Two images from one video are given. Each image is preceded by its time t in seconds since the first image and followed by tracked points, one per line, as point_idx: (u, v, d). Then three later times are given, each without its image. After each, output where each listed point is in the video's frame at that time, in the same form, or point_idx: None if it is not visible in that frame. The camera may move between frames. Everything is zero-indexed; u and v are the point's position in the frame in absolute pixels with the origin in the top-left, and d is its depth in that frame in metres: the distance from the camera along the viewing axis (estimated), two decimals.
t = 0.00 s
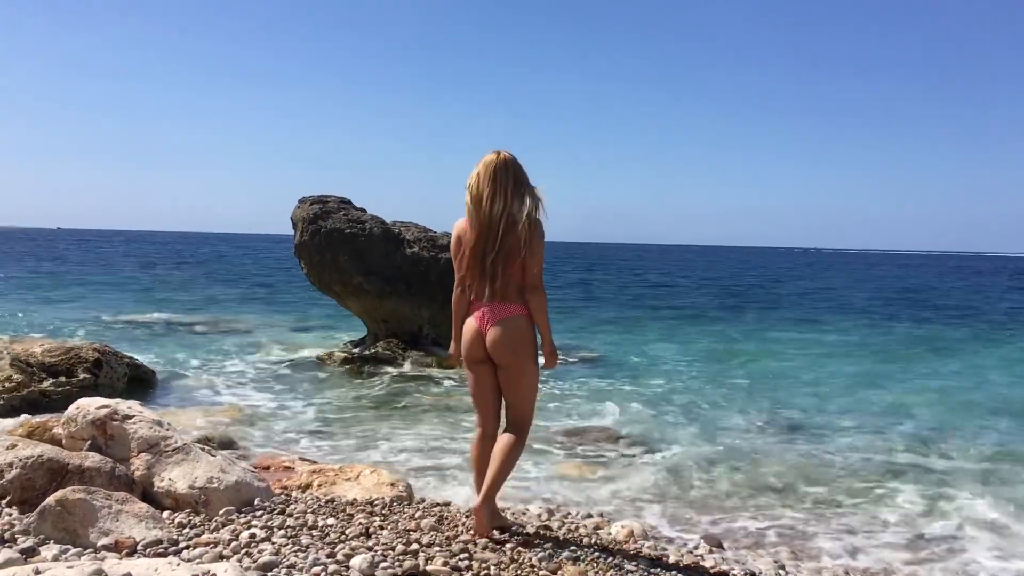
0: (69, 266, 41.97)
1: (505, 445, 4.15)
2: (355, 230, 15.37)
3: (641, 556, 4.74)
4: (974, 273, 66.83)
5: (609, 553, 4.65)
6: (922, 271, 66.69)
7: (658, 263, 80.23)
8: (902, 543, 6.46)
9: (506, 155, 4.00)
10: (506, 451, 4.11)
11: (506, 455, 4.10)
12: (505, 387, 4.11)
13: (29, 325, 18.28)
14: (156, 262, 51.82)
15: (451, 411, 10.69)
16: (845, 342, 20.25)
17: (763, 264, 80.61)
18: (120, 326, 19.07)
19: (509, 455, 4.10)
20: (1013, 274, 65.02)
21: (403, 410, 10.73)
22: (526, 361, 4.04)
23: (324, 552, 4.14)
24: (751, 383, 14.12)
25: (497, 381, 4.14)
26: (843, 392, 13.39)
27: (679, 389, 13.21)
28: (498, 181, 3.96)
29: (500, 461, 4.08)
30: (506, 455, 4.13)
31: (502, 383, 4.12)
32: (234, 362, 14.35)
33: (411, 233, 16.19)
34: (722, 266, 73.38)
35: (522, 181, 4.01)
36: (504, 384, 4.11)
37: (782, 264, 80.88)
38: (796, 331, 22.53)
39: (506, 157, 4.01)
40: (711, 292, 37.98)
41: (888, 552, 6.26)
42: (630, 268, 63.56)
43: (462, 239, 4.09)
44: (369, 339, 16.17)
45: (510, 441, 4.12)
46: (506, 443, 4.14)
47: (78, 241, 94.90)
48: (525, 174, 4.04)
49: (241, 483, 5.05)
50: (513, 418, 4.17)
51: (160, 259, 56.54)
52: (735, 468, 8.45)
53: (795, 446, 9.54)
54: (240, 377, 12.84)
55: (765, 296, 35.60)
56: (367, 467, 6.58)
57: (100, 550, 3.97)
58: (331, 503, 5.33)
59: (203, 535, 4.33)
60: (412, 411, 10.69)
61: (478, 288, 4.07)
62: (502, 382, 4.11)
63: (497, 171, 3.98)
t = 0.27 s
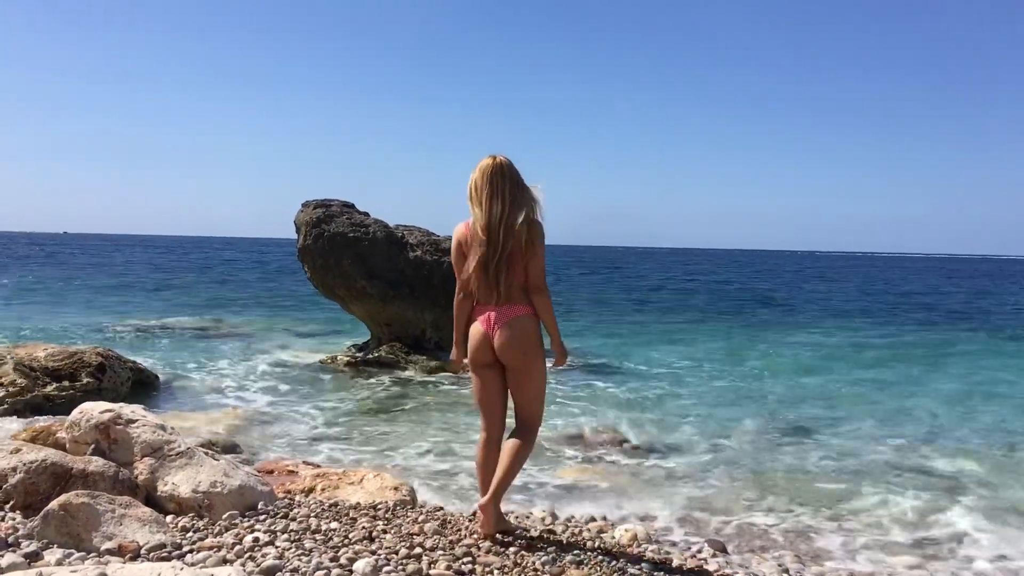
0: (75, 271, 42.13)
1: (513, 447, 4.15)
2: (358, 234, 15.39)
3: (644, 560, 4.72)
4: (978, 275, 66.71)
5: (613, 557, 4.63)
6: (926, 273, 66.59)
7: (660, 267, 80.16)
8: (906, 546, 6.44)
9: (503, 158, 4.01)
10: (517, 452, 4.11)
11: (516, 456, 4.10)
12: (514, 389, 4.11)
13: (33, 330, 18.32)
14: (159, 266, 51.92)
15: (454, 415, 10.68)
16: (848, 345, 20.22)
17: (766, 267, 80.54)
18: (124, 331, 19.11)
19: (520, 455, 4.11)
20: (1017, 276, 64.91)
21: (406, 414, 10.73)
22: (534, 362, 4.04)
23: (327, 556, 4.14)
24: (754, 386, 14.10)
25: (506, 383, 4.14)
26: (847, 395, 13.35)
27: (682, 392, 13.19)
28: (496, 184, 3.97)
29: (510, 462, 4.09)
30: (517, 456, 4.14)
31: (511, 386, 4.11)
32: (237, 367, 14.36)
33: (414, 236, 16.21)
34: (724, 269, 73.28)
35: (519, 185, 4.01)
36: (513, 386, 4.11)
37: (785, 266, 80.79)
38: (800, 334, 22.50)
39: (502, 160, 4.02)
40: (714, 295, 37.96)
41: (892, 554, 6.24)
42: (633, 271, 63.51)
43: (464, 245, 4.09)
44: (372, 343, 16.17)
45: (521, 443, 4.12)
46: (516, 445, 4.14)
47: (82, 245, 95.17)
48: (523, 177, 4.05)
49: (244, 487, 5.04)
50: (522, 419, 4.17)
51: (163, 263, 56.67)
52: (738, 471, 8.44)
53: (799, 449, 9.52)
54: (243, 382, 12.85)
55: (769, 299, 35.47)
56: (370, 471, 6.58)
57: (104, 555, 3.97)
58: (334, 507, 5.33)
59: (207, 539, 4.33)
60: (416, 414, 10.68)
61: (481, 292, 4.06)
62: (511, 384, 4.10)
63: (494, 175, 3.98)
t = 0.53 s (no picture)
0: (75, 274, 42.12)
1: (515, 450, 4.14)
2: (359, 237, 15.41)
3: (646, 562, 4.71)
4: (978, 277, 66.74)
5: (614, 560, 4.63)
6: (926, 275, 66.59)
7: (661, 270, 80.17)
8: (908, 547, 6.44)
9: (503, 161, 4.01)
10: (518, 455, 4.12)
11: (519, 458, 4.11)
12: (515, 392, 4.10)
13: (34, 333, 18.32)
14: (160, 270, 51.92)
15: (455, 417, 10.69)
16: (849, 347, 20.22)
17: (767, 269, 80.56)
18: (125, 334, 19.12)
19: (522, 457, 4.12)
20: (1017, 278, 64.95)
21: (406, 417, 10.73)
22: (536, 364, 4.05)
23: (328, 559, 4.13)
24: (755, 388, 14.10)
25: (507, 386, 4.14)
26: (847, 397, 13.35)
27: (683, 394, 13.19)
28: (497, 187, 3.97)
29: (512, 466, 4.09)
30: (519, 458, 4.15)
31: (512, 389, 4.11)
32: (238, 370, 14.36)
33: (414, 239, 16.22)
34: (725, 272, 73.28)
35: (520, 187, 4.02)
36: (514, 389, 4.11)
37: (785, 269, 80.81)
38: (800, 336, 22.49)
39: (502, 164, 4.03)
40: (714, 297, 37.97)
41: (894, 556, 6.24)
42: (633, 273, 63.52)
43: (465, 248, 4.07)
44: (373, 346, 16.16)
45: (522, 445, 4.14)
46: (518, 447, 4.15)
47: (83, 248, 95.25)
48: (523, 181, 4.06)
49: (245, 490, 5.05)
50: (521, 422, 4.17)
51: (164, 266, 56.72)
52: (739, 474, 8.43)
53: (800, 451, 9.51)
54: (244, 385, 12.85)
55: (769, 301, 35.47)
56: (371, 474, 6.57)
57: (104, 558, 3.96)
58: (335, 510, 5.33)
59: (208, 542, 4.32)
60: (416, 417, 10.69)
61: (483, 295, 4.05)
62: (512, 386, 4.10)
63: (495, 178, 3.98)
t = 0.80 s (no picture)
0: (74, 275, 42.10)
1: (512, 453, 4.14)
2: (358, 238, 15.42)
3: (643, 563, 4.71)
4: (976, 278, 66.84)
5: (612, 561, 4.63)
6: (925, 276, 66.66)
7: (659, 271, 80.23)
8: (906, 549, 6.45)
9: (507, 163, 4.00)
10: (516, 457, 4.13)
11: (516, 461, 4.13)
12: (514, 395, 4.11)
13: (33, 334, 18.32)
14: (159, 270, 51.91)
15: (454, 419, 10.69)
16: (848, 348, 20.23)
17: (766, 270, 80.61)
18: (124, 335, 19.11)
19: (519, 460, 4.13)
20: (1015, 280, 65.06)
21: (405, 418, 10.74)
22: (535, 367, 4.07)
23: (327, 560, 4.13)
24: (754, 389, 14.11)
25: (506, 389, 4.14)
26: (846, 398, 13.36)
27: (681, 395, 13.19)
28: (501, 189, 3.96)
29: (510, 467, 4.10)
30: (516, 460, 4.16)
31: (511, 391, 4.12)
32: (237, 370, 14.38)
33: (413, 241, 16.22)
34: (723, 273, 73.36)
35: (525, 191, 4.01)
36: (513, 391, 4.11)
37: (784, 270, 80.85)
38: (799, 337, 22.51)
39: (506, 166, 4.02)
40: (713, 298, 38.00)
41: (893, 558, 6.24)
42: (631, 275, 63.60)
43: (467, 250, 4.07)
44: (372, 347, 16.17)
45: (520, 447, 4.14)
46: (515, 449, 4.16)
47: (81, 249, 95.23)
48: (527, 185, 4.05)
49: (244, 492, 5.05)
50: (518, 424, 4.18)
51: (163, 267, 56.71)
52: (738, 475, 8.45)
53: (798, 452, 9.53)
54: (242, 386, 12.84)
55: (769, 302, 35.47)
56: (370, 475, 6.57)
57: (103, 560, 3.96)
58: (334, 511, 5.33)
59: (206, 544, 4.32)
60: (415, 419, 10.70)
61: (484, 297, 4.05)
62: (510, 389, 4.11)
63: (499, 181, 3.97)
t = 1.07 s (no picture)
0: (73, 276, 42.07)
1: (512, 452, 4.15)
2: (356, 238, 15.41)
3: (641, 563, 4.71)
4: (974, 279, 66.91)
5: (610, 562, 4.62)
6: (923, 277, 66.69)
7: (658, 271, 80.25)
8: (904, 549, 6.44)
9: (508, 164, 4.00)
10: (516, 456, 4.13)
11: (515, 460, 4.15)
12: (513, 395, 4.12)
13: (31, 334, 18.31)
14: (157, 271, 51.86)
15: (452, 419, 10.69)
16: (846, 348, 20.25)
17: (764, 271, 80.65)
18: (122, 335, 19.11)
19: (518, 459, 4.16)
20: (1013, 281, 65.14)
21: (403, 418, 10.74)
22: (536, 368, 4.09)
23: (325, 561, 4.13)
24: (752, 390, 14.12)
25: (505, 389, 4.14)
26: (845, 399, 13.37)
27: (680, 396, 13.20)
28: (503, 190, 3.96)
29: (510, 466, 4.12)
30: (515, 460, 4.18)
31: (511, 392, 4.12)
32: (236, 371, 14.38)
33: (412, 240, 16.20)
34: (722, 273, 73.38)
35: (526, 192, 4.03)
36: (512, 392, 4.11)
37: (782, 271, 80.88)
38: (798, 338, 22.53)
39: (507, 167, 4.01)
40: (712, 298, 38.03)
41: (891, 559, 6.24)
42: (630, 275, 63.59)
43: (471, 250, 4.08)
44: (370, 347, 16.16)
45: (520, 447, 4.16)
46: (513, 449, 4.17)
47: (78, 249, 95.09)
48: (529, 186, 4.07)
49: (242, 492, 5.04)
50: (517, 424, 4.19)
51: (161, 268, 56.66)
52: (736, 475, 8.45)
53: (796, 452, 9.54)
54: (240, 386, 12.85)
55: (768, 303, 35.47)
56: (368, 476, 6.57)
57: (101, 560, 3.95)
58: (332, 511, 5.33)
59: (204, 544, 4.31)
60: (413, 419, 10.70)
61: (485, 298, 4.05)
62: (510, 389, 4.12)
63: (501, 181, 3.97)
